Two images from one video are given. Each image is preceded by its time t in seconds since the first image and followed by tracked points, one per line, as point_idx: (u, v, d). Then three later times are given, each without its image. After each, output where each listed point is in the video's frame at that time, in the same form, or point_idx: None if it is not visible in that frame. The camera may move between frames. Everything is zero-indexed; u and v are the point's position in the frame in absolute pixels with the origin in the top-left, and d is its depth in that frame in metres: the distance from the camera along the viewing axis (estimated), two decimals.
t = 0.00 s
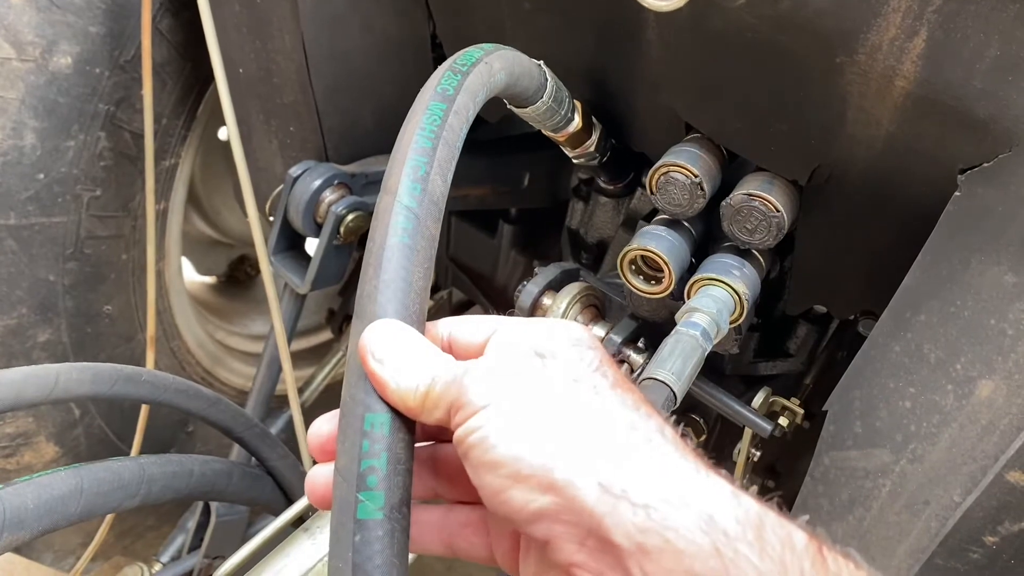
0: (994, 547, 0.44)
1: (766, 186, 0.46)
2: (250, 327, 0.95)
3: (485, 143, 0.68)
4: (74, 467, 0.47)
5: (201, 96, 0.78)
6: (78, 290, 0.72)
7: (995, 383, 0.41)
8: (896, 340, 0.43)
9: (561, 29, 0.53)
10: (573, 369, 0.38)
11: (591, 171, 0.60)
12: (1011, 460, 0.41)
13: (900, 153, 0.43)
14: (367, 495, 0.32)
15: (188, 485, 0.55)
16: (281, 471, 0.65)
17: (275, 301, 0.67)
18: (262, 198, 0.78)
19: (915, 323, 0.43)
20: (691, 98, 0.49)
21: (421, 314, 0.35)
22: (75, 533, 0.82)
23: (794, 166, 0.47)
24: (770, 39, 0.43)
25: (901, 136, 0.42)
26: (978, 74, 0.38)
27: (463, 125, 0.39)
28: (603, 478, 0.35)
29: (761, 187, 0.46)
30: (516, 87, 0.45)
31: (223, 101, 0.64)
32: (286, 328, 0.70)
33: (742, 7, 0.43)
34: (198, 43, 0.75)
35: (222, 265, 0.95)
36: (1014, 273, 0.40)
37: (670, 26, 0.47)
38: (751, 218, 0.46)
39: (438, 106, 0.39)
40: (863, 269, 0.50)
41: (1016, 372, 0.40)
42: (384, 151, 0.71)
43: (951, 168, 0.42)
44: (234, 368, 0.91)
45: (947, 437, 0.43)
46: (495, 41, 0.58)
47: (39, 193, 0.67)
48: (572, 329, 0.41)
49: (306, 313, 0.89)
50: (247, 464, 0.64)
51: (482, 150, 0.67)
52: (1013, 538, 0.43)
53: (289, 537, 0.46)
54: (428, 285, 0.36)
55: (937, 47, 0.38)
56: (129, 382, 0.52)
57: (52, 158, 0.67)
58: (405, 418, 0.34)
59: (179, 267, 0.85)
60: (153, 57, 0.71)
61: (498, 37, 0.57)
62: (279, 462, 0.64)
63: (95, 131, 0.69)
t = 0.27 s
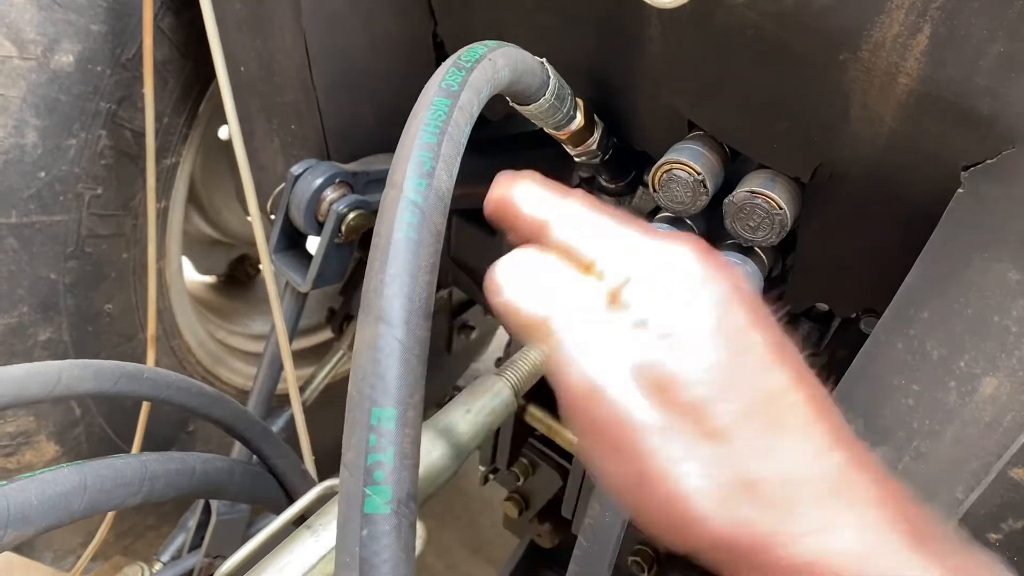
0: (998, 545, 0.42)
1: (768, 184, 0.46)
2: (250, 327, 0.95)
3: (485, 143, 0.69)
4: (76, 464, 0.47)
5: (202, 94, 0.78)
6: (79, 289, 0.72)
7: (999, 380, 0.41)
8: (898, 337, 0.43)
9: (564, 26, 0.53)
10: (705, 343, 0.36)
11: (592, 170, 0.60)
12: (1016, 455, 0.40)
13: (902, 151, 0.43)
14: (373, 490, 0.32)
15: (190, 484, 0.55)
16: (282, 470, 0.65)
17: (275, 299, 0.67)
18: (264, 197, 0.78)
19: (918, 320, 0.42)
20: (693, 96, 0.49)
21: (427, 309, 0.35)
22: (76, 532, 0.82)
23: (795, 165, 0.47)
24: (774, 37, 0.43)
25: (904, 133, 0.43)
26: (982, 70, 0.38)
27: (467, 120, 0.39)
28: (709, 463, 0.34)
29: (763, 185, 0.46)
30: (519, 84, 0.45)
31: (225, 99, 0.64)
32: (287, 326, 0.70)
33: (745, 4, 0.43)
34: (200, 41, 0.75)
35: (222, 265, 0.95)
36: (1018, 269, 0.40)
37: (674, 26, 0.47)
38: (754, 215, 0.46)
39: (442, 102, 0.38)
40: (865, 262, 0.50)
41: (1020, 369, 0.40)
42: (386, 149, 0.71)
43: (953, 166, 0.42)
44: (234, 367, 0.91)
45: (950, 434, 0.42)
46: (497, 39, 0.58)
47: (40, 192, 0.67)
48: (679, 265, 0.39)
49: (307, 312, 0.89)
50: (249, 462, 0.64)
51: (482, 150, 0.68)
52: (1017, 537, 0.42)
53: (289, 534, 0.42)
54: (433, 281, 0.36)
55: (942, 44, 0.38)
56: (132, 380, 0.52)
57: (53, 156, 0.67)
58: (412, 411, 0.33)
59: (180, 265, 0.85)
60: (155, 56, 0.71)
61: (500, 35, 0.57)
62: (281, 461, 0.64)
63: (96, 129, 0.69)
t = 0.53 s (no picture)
0: (981, 554, 0.41)
1: (757, 195, 0.47)
2: (246, 332, 0.95)
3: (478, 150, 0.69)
4: (70, 475, 0.48)
5: (197, 102, 0.78)
6: (74, 295, 0.73)
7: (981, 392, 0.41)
8: (882, 348, 0.45)
9: (554, 38, 0.53)
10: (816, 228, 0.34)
11: (584, 178, 0.60)
12: (997, 466, 0.39)
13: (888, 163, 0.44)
14: (360, 503, 0.32)
15: (183, 492, 0.55)
16: (276, 477, 0.65)
17: (270, 306, 0.67)
18: (259, 204, 0.79)
19: (905, 330, 0.43)
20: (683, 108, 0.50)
21: (415, 323, 0.36)
22: (72, 538, 0.82)
23: (784, 173, 0.48)
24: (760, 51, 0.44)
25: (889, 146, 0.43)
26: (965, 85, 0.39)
27: (456, 135, 0.39)
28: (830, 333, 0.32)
29: (751, 195, 0.47)
30: (510, 97, 0.45)
31: (219, 109, 0.64)
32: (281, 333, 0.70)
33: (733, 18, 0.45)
34: (195, 50, 0.75)
35: (218, 270, 0.95)
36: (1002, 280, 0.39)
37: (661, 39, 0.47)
38: (742, 226, 0.47)
39: (432, 117, 0.39)
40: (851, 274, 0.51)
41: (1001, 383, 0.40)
42: (380, 157, 0.71)
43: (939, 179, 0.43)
44: (230, 373, 0.91)
45: (934, 446, 0.43)
46: (488, 50, 0.58)
47: (36, 200, 0.67)
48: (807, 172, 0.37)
49: (302, 317, 0.89)
50: (243, 470, 0.64)
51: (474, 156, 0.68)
52: (999, 546, 0.41)
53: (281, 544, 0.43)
54: (421, 295, 0.36)
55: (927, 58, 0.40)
56: (126, 390, 0.52)
57: (48, 164, 0.67)
58: (397, 425, 0.34)
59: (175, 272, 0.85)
60: (150, 65, 0.71)
61: (492, 46, 0.58)
62: (275, 468, 0.65)
63: (91, 138, 0.70)
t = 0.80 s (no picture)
0: (981, 554, 0.41)
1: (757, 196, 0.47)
2: (245, 334, 0.95)
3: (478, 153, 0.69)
4: (72, 476, 0.48)
5: (197, 104, 0.79)
6: (75, 297, 0.73)
7: (980, 392, 0.41)
8: (884, 348, 0.45)
9: (554, 41, 0.54)
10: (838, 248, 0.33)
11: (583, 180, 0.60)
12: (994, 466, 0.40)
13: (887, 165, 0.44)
14: (363, 504, 0.32)
15: (184, 494, 0.55)
16: (277, 478, 0.65)
17: (270, 309, 0.67)
18: (259, 206, 0.79)
19: (904, 332, 0.44)
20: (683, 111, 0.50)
21: (416, 325, 0.36)
22: (72, 540, 0.82)
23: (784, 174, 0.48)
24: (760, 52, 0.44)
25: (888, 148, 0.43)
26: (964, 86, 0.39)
27: (457, 138, 0.40)
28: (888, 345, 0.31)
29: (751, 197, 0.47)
30: (510, 100, 0.46)
31: (219, 111, 0.64)
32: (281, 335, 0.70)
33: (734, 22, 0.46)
34: (194, 52, 0.75)
35: (217, 273, 0.95)
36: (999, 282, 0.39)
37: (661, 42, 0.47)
38: (741, 228, 0.47)
39: (433, 120, 0.39)
40: (846, 273, 0.52)
41: (1001, 383, 0.40)
42: (380, 159, 0.71)
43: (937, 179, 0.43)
44: (230, 375, 0.91)
45: (934, 445, 0.43)
46: (488, 52, 0.58)
47: (36, 203, 0.67)
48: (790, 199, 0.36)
49: (302, 319, 0.90)
50: (243, 471, 0.64)
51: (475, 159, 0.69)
52: (1000, 546, 0.41)
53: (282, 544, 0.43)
54: (423, 297, 0.36)
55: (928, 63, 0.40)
56: (127, 392, 0.52)
57: (49, 167, 0.67)
58: (400, 426, 0.34)
59: (175, 274, 0.85)
60: (150, 67, 0.72)
61: (491, 48, 0.58)
62: (275, 469, 0.65)
63: (92, 140, 0.70)
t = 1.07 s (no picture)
0: (977, 552, 0.41)
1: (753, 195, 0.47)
2: (243, 335, 0.95)
3: (474, 155, 0.70)
4: (67, 476, 0.48)
5: (194, 105, 0.79)
6: (72, 298, 0.73)
7: (976, 389, 0.41)
8: (880, 346, 0.45)
9: (550, 40, 0.54)
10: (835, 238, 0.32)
11: (580, 179, 0.61)
12: (991, 464, 0.40)
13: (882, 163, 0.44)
14: (358, 502, 0.32)
15: (180, 494, 0.55)
16: (274, 478, 0.65)
17: (267, 309, 0.67)
18: (256, 207, 0.79)
19: (900, 330, 0.44)
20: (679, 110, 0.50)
21: (411, 323, 0.36)
22: (69, 541, 0.82)
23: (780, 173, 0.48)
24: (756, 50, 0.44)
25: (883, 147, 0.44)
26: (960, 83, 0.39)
27: (453, 136, 0.40)
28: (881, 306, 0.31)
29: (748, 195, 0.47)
30: (506, 99, 0.46)
31: (216, 111, 0.64)
32: (278, 336, 0.70)
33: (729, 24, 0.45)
34: (191, 53, 0.75)
35: (216, 273, 0.95)
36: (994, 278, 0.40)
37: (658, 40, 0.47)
38: (737, 227, 0.47)
39: (428, 118, 0.39)
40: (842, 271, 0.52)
41: (996, 380, 0.41)
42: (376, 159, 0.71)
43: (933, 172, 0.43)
44: (227, 376, 0.91)
45: (930, 442, 0.43)
46: (485, 52, 0.58)
47: (33, 203, 0.67)
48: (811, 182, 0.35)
49: (300, 320, 0.90)
50: (240, 472, 0.64)
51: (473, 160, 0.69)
52: (995, 544, 0.41)
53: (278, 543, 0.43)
54: (418, 295, 0.36)
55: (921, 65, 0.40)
56: (123, 392, 0.52)
57: (46, 167, 0.67)
58: (396, 424, 0.34)
59: (172, 274, 0.85)
60: (147, 68, 0.72)
61: (488, 48, 0.58)
62: (272, 470, 0.65)
63: (89, 140, 0.70)
